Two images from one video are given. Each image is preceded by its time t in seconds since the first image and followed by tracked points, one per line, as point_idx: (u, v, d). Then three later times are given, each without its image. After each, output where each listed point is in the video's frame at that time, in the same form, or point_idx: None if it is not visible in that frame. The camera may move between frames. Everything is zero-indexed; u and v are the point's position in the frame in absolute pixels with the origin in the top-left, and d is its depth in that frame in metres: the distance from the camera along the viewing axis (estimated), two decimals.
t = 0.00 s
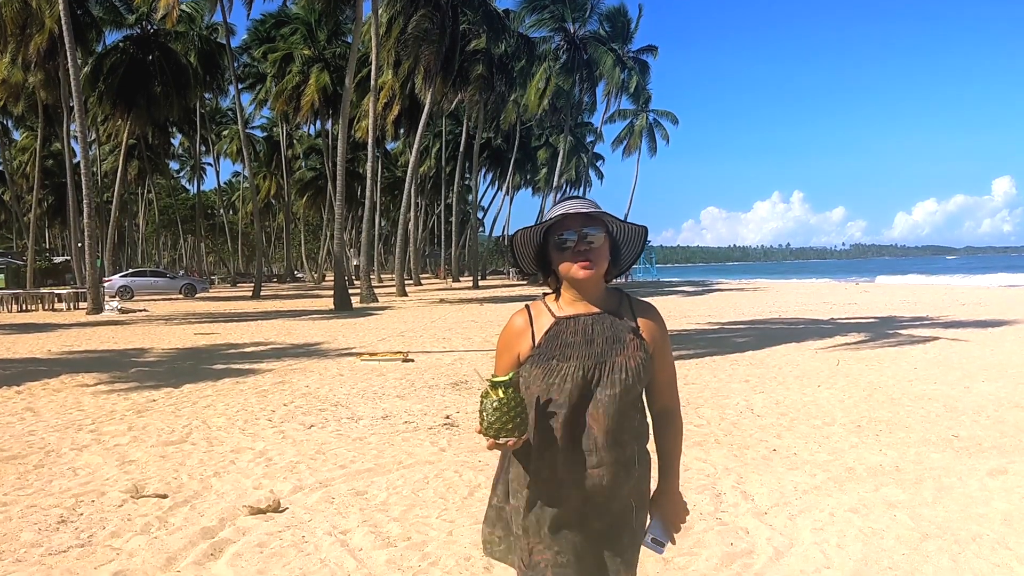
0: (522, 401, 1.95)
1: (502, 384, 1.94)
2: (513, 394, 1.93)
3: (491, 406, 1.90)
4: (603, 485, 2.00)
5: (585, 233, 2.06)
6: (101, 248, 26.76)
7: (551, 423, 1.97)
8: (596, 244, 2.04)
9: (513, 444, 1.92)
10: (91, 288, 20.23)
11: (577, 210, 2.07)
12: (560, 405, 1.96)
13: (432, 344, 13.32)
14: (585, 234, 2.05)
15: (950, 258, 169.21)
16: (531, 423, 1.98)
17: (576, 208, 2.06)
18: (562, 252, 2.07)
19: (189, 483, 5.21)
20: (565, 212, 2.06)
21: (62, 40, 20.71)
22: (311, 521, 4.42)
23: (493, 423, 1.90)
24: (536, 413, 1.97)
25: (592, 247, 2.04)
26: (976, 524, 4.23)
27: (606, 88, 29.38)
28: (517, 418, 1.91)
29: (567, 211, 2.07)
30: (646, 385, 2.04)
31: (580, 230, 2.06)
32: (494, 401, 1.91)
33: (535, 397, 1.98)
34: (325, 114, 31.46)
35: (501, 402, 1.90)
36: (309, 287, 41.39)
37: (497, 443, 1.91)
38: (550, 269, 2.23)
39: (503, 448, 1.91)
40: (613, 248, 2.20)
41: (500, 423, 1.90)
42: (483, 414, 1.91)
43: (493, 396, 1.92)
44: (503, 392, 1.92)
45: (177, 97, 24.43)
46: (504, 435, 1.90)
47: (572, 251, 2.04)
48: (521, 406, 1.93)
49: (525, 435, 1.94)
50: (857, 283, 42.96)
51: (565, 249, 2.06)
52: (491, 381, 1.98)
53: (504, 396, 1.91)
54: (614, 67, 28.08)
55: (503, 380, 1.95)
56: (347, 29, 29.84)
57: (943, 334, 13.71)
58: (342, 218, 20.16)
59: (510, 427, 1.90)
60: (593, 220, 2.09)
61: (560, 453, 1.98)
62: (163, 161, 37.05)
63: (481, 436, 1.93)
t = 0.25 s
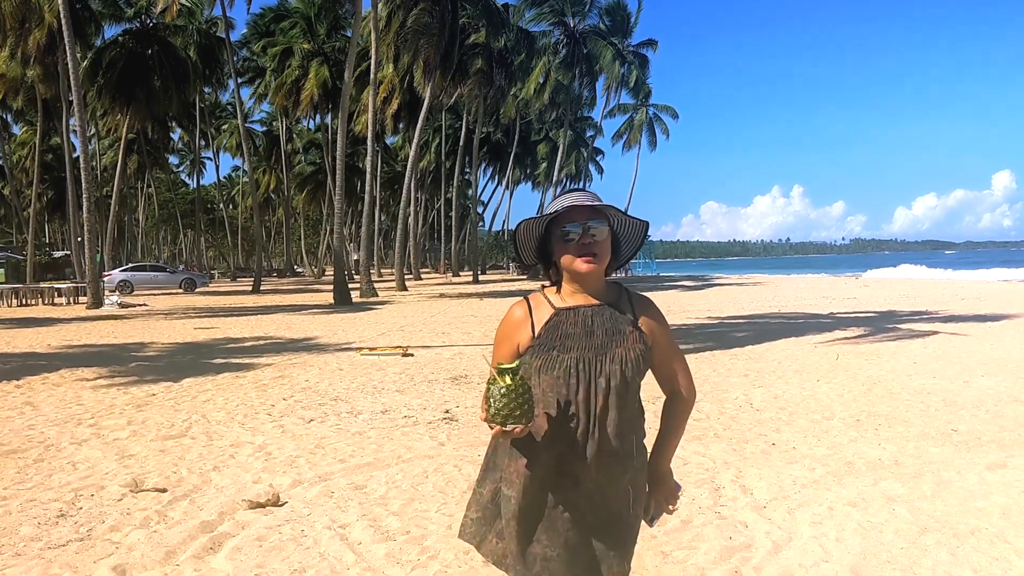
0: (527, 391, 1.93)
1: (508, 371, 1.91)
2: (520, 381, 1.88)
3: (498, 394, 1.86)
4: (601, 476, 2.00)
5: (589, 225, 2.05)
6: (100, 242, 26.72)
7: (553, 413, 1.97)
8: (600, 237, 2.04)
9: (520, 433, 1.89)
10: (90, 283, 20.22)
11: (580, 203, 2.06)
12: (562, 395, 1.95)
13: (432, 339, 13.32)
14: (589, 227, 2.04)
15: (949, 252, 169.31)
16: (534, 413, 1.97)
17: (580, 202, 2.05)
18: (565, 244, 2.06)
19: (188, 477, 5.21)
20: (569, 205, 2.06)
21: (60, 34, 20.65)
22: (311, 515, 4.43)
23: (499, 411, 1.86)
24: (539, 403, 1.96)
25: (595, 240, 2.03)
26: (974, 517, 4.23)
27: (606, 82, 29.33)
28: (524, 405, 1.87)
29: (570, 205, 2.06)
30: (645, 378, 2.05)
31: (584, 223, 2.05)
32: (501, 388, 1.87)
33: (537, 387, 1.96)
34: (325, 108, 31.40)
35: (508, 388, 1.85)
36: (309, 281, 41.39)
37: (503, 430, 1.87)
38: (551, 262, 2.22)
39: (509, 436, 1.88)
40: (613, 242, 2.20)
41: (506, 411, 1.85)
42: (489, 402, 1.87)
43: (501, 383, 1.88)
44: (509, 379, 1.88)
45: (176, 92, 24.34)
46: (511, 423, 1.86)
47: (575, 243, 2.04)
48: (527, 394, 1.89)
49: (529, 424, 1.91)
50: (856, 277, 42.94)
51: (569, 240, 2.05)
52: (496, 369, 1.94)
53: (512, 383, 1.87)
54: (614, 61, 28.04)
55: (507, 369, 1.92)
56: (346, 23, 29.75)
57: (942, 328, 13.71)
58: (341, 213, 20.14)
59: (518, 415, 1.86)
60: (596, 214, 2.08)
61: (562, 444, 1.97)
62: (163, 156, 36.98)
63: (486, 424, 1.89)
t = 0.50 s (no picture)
0: (524, 388, 1.93)
1: (506, 371, 1.90)
2: (518, 382, 1.88)
3: (496, 393, 1.86)
4: (598, 472, 2.00)
5: (585, 221, 2.04)
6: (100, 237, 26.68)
7: (550, 410, 1.97)
8: (597, 233, 2.03)
9: (519, 431, 1.88)
10: (90, 278, 20.20)
11: (576, 198, 2.06)
12: (559, 393, 1.95)
13: (431, 334, 13.32)
14: (586, 222, 2.04)
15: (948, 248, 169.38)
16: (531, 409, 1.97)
17: (577, 197, 2.05)
18: (562, 240, 2.05)
19: (187, 472, 5.22)
20: (565, 201, 2.05)
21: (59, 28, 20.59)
22: (310, 510, 4.44)
23: (498, 409, 1.86)
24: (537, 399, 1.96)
25: (591, 236, 2.03)
26: (973, 513, 4.24)
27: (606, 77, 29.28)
28: (524, 403, 1.87)
29: (567, 199, 2.05)
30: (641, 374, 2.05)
31: (580, 219, 2.05)
32: (500, 387, 1.87)
33: (535, 384, 1.97)
34: (324, 103, 31.35)
35: (506, 388, 1.86)
36: (308, 277, 41.40)
37: (502, 429, 1.86)
38: (547, 257, 2.21)
39: (509, 434, 1.88)
40: (609, 238, 2.20)
41: (505, 410, 1.85)
42: (488, 401, 1.88)
43: (498, 383, 1.88)
44: (507, 378, 1.88)
45: (175, 86, 24.28)
46: (510, 421, 1.86)
47: (572, 239, 2.03)
48: (525, 393, 1.89)
49: (528, 423, 1.90)
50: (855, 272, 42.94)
51: (565, 236, 2.04)
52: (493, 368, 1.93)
53: (510, 383, 1.87)
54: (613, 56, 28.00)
55: (506, 367, 1.92)
56: (345, 18, 29.67)
57: (941, 324, 13.73)
58: (341, 208, 20.13)
59: (517, 414, 1.86)
60: (593, 210, 2.08)
61: (559, 440, 1.98)
62: (162, 151, 36.92)
63: (485, 422, 1.89)
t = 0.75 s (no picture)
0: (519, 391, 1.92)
1: (501, 375, 1.90)
2: (512, 386, 1.88)
3: (491, 399, 1.86)
4: (593, 470, 2.01)
5: (579, 219, 2.03)
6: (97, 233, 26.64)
7: (546, 410, 1.96)
8: (590, 232, 2.02)
9: (515, 435, 1.88)
10: (87, 273, 20.17)
11: (570, 196, 2.04)
12: (555, 392, 1.96)
13: (429, 329, 13.32)
14: (581, 220, 2.03)
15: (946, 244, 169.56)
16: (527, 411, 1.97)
17: (571, 195, 2.03)
18: (556, 238, 2.05)
19: (185, 467, 5.21)
20: (559, 199, 2.03)
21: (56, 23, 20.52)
22: (307, 506, 4.44)
23: (493, 415, 1.86)
24: (533, 401, 1.96)
25: (584, 233, 2.02)
26: (969, 508, 4.25)
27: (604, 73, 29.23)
28: (520, 408, 1.87)
29: (561, 198, 2.03)
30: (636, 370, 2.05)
31: (575, 216, 2.04)
32: (494, 392, 1.86)
33: (531, 385, 1.97)
34: (321, 99, 31.31)
35: (501, 393, 1.85)
36: (306, 272, 41.42)
37: (498, 435, 1.87)
38: (541, 253, 2.20)
39: (504, 439, 1.88)
40: (603, 234, 2.19)
41: (501, 415, 1.85)
42: (483, 406, 1.87)
43: (493, 387, 1.87)
44: (501, 383, 1.88)
45: (172, 81, 24.21)
46: (506, 427, 1.86)
47: (566, 237, 2.02)
48: (520, 397, 1.89)
49: (524, 426, 1.90)
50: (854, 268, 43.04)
51: (560, 234, 2.03)
52: (488, 371, 1.93)
53: (505, 387, 1.86)
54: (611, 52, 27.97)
55: (501, 370, 1.91)
56: (343, 13, 29.60)
57: (939, 320, 13.75)
58: (338, 204, 20.12)
59: (512, 419, 1.86)
60: (588, 208, 2.06)
61: (555, 440, 1.98)
62: (160, 147, 36.85)
63: (481, 427, 1.89)
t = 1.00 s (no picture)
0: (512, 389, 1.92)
1: (492, 372, 1.90)
2: (505, 383, 1.87)
3: (483, 396, 1.85)
4: (589, 467, 2.00)
5: (570, 215, 2.03)
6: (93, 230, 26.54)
7: (541, 407, 1.97)
8: (581, 228, 2.02)
9: (507, 433, 1.89)
10: (83, 271, 20.10)
11: (561, 192, 2.04)
12: (549, 390, 1.96)
13: (426, 327, 13.31)
14: (571, 217, 2.02)
15: (941, 242, 169.96)
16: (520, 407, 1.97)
17: (561, 191, 2.03)
18: (546, 235, 2.05)
19: (181, 465, 5.20)
20: (548, 196, 2.03)
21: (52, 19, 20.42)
22: (303, 503, 4.43)
23: (485, 412, 1.86)
24: (528, 399, 1.96)
25: (575, 230, 2.02)
26: (965, 505, 4.27)
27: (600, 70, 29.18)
28: (512, 405, 1.87)
29: (550, 195, 2.03)
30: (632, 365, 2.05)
31: (564, 213, 2.03)
32: (486, 389, 1.86)
33: (525, 382, 1.97)
34: (318, 96, 31.22)
35: (493, 390, 1.85)
36: (302, 270, 41.34)
37: (490, 432, 1.87)
38: (533, 251, 2.20)
39: (497, 436, 1.88)
40: (596, 230, 2.18)
41: (492, 412, 1.85)
42: (475, 403, 1.87)
43: (484, 385, 1.87)
44: (493, 381, 1.88)
45: (169, 78, 24.12)
46: (498, 424, 1.86)
47: (556, 235, 2.02)
48: (514, 394, 1.89)
49: (517, 423, 1.90)
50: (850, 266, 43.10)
51: (550, 231, 2.04)
52: (481, 369, 1.93)
53: (496, 384, 1.86)
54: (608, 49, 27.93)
55: (493, 369, 1.92)
56: (340, 10, 29.50)
57: (935, 317, 13.77)
58: (334, 201, 20.08)
59: (505, 417, 1.86)
60: (578, 204, 2.06)
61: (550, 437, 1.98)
62: (156, 144, 36.73)
63: (474, 425, 1.89)
